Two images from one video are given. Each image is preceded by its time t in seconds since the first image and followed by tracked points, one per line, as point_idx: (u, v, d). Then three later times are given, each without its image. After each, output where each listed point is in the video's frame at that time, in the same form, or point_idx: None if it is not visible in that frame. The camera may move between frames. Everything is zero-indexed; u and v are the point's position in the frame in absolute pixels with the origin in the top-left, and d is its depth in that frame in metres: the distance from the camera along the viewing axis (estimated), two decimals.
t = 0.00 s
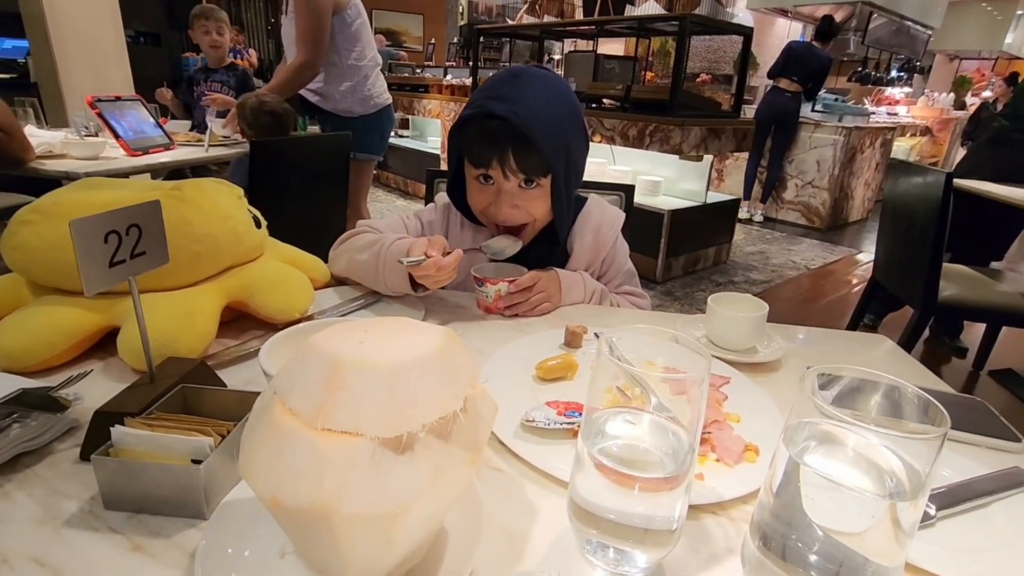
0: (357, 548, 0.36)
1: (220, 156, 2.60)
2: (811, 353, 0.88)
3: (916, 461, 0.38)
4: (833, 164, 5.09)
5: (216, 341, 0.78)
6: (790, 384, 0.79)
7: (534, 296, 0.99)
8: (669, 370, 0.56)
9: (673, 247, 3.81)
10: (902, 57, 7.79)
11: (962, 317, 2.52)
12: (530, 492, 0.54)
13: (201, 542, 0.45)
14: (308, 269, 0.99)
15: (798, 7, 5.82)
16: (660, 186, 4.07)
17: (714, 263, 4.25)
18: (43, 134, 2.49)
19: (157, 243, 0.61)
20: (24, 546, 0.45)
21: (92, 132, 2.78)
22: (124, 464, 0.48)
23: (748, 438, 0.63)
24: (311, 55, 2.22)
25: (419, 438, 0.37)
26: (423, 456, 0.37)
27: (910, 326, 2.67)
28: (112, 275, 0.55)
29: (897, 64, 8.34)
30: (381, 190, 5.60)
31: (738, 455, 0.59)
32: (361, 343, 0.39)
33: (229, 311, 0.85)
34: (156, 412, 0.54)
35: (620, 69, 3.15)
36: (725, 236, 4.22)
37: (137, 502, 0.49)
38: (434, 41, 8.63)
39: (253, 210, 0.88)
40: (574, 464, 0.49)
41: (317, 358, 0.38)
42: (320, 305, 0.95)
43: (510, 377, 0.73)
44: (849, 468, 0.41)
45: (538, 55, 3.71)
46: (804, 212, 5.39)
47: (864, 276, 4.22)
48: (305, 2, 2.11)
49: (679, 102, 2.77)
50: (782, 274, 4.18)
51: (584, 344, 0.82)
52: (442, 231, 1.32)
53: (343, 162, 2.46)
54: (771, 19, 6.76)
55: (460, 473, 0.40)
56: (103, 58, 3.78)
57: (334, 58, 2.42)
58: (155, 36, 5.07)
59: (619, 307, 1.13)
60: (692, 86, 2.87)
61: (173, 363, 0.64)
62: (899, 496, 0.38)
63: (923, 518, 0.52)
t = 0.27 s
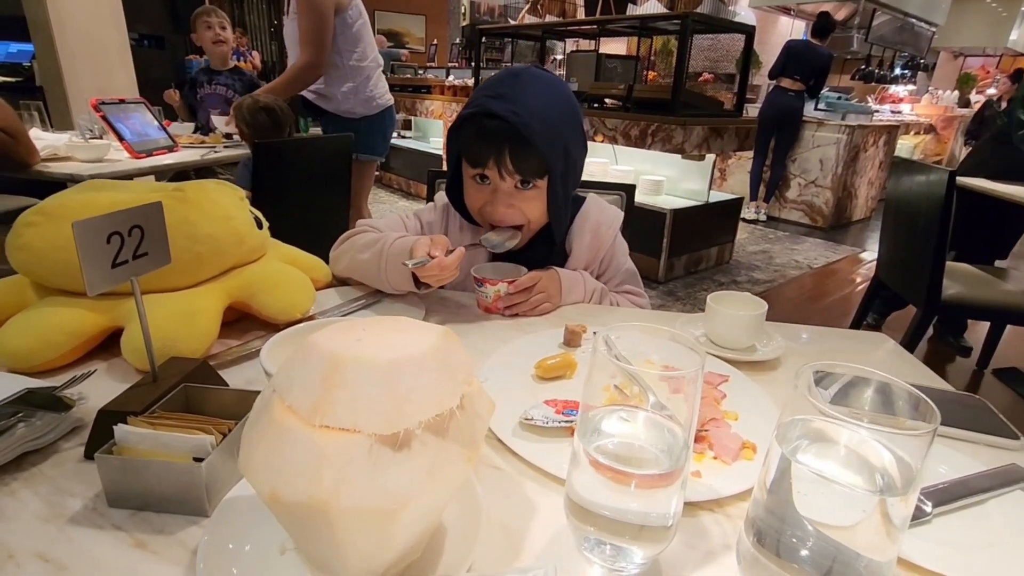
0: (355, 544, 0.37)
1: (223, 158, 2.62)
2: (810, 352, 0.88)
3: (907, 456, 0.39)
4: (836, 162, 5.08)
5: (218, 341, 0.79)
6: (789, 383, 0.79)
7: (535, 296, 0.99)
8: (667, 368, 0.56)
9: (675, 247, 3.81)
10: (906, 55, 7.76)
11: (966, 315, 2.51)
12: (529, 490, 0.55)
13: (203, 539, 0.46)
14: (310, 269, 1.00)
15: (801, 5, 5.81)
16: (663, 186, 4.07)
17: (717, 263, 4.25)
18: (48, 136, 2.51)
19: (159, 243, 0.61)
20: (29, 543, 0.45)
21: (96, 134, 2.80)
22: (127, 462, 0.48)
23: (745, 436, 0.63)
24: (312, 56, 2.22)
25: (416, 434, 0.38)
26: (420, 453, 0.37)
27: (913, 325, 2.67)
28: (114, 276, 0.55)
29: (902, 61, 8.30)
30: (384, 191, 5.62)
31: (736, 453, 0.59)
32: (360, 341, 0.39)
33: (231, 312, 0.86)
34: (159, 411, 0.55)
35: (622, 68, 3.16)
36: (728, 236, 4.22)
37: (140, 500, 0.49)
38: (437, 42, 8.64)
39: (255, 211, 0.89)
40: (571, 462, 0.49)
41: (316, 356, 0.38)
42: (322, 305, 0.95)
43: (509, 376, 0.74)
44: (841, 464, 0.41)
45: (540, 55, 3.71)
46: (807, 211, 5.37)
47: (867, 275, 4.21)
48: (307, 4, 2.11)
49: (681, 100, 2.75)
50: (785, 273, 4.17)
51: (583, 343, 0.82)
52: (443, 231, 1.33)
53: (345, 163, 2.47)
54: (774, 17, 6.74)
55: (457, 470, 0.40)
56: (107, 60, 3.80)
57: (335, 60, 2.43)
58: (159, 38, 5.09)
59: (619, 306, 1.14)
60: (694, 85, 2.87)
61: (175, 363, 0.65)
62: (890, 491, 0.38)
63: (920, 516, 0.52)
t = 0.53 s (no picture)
0: (361, 541, 0.37)
1: (227, 161, 2.63)
2: (811, 351, 0.89)
3: (903, 455, 0.39)
4: (839, 161, 5.07)
5: (224, 343, 0.80)
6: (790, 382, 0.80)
7: (537, 297, 1.00)
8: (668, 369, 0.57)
9: (678, 247, 3.81)
10: (910, 52, 7.73)
11: (969, 314, 2.51)
12: (531, 489, 0.56)
13: (211, 538, 0.47)
14: (314, 271, 1.01)
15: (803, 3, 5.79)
16: (665, 185, 4.07)
17: (720, 262, 4.25)
18: (54, 139, 2.53)
19: (167, 248, 0.62)
20: (42, 542, 0.46)
21: (101, 137, 2.82)
22: (137, 462, 0.49)
23: (746, 436, 0.64)
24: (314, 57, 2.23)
25: (419, 435, 0.38)
26: (423, 453, 0.38)
27: (917, 324, 2.66)
28: (123, 280, 0.56)
29: (904, 59, 8.27)
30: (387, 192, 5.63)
31: (736, 453, 0.60)
32: (364, 344, 0.40)
33: (236, 314, 0.87)
34: (169, 413, 0.56)
35: (624, 68, 3.17)
36: (730, 235, 4.21)
37: (150, 501, 0.50)
38: (439, 43, 8.66)
39: (260, 214, 0.90)
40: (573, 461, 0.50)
41: (321, 358, 0.39)
42: (326, 306, 0.96)
43: (512, 377, 0.74)
44: (839, 463, 0.42)
45: (542, 56, 3.72)
46: (810, 210, 5.37)
47: (871, 274, 4.20)
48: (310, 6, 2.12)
49: (683, 101, 2.76)
50: (788, 272, 4.17)
51: (585, 344, 0.83)
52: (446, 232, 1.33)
53: (348, 165, 2.48)
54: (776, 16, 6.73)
55: (460, 470, 0.41)
56: (111, 63, 3.83)
57: (338, 61, 2.43)
58: (163, 41, 5.12)
59: (621, 307, 1.14)
60: (696, 84, 2.87)
61: (183, 365, 0.66)
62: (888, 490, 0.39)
63: (919, 515, 0.53)
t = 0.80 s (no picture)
0: (371, 532, 0.38)
1: (231, 161, 2.64)
2: (815, 348, 0.89)
3: (906, 445, 0.40)
4: (842, 159, 5.06)
5: (232, 341, 0.81)
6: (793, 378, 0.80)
7: (543, 294, 1.01)
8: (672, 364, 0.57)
9: (680, 245, 3.81)
10: (912, 50, 7.71)
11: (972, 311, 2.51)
12: (538, 483, 0.56)
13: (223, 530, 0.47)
14: (320, 270, 1.01)
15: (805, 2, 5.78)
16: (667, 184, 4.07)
17: (723, 261, 4.24)
18: (59, 141, 2.54)
19: (176, 246, 0.63)
20: (57, 535, 0.47)
21: (106, 139, 2.84)
22: (149, 456, 0.50)
23: (750, 430, 0.64)
24: (310, 54, 2.21)
25: (429, 428, 0.39)
26: (433, 445, 0.39)
27: (920, 321, 2.66)
28: (134, 278, 0.57)
29: (907, 57, 8.24)
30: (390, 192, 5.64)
31: (740, 447, 0.60)
32: (374, 339, 0.41)
33: (244, 312, 0.88)
34: (180, 409, 0.57)
35: (626, 67, 3.08)
36: (733, 234, 4.21)
37: (163, 494, 0.51)
38: (440, 43, 8.66)
39: (266, 213, 0.90)
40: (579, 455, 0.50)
41: (332, 352, 0.40)
42: (332, 304, 0.97)
43: (517, 373, 0.75)
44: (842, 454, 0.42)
45: (543, 56, 3.73)
46: (813, 208, 5.36)
47: (874, 272, 4.19)
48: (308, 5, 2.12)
49: (685, 99, 2.77)
50: (791, 270, 4.16)
51: (589, 341, 0.83)
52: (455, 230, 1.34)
53: (351, 165, 2.49)
54: (778, 14, 6.72)
55: (468, 463, 0.41)
56: (115, 65, 3.84)
57: (337, 61, 2.45)
58: (165, 43, 5.14)
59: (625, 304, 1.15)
60: (699, 83, 2.87)
61: (192, 362, 0.67)
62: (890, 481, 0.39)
63: (921, 507, 0.53)
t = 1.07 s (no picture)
0: (384, 513, 0.40)
1: (234, 162, 2.66)
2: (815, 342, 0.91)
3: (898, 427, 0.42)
4: (843, 158, 5.07)
5: (243, 336, 0.82)
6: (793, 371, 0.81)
7: (547, 289, 1.02)
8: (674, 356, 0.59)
9: (681, 244, 3.83)
10: (912, 48, 7.72)
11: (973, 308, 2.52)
12: (543, 472, 0.58)
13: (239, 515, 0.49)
14: (327, 268, 1.03)
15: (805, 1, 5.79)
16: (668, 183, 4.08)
17: (724, 259, 4.26)
18: (65, 143, 2.57)
19: (190, 243, 0.65)
20: (80, 521, 0.49)
21: (110, 140, 2.86)
22: (167, 445, 0.52)
23: (750, 421, 0.66)
24: (295, 53, 2.20)
25: (440, 413, 0.41)
26: (444, 430, 0.40)
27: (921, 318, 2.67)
28: (151, 274, 0.59)
29: (908, 55, 8.25)
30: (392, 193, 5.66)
31: (741, 436, 0.62)
32: (387, 329, 0.42)
33: (254, 308, 0.90)
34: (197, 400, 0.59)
35: (627, 67, 3.10)
36: (734, 232, 4.23)
37: (180, 482, 0.53)
38: (441, 43, 8.69)
39: (274, 211, 0.92)
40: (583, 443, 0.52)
41: (346, 342, 0.41)
42: (339, 301, 0.99)
43: (522, 367, 0.76)
44: (838, 438, 0.44)
45: (544, 56, 3.74)
46: (813, 206, 5.37)
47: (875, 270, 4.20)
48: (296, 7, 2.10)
49: (686, 98, 2.78)
50: (792, 269, 4.17)
51: (593, 335, 0.85)
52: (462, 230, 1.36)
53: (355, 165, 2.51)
54: (778, 13, 6.73)
55: (477, 449, 0.43)
56: (118, 67, 3.87)
57: (329, 60, 2.43)
58: (167, 45, 5.17)
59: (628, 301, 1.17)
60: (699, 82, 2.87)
61: (206, 356, 0.68)
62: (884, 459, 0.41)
63: (917, 493, 0.55)
